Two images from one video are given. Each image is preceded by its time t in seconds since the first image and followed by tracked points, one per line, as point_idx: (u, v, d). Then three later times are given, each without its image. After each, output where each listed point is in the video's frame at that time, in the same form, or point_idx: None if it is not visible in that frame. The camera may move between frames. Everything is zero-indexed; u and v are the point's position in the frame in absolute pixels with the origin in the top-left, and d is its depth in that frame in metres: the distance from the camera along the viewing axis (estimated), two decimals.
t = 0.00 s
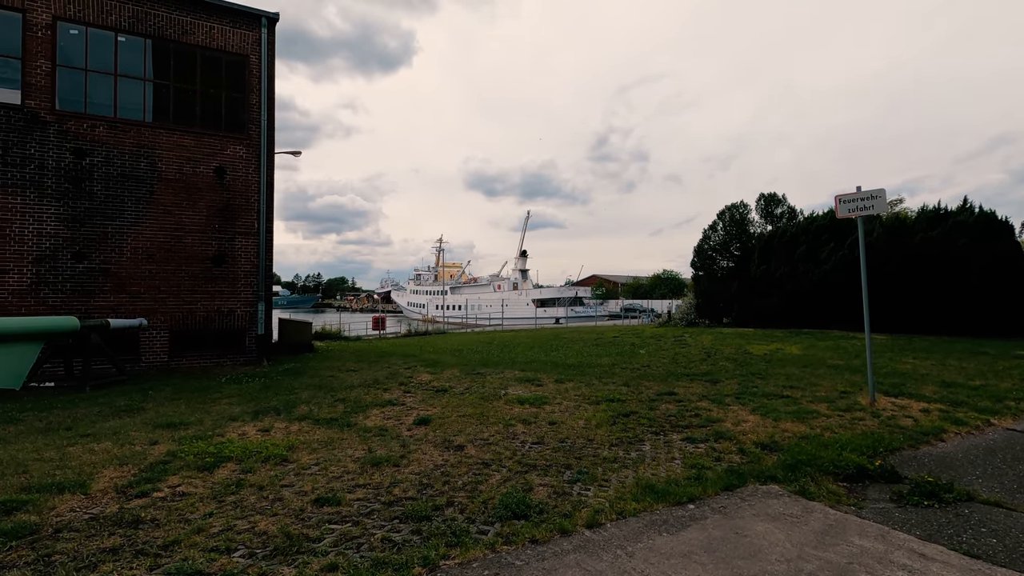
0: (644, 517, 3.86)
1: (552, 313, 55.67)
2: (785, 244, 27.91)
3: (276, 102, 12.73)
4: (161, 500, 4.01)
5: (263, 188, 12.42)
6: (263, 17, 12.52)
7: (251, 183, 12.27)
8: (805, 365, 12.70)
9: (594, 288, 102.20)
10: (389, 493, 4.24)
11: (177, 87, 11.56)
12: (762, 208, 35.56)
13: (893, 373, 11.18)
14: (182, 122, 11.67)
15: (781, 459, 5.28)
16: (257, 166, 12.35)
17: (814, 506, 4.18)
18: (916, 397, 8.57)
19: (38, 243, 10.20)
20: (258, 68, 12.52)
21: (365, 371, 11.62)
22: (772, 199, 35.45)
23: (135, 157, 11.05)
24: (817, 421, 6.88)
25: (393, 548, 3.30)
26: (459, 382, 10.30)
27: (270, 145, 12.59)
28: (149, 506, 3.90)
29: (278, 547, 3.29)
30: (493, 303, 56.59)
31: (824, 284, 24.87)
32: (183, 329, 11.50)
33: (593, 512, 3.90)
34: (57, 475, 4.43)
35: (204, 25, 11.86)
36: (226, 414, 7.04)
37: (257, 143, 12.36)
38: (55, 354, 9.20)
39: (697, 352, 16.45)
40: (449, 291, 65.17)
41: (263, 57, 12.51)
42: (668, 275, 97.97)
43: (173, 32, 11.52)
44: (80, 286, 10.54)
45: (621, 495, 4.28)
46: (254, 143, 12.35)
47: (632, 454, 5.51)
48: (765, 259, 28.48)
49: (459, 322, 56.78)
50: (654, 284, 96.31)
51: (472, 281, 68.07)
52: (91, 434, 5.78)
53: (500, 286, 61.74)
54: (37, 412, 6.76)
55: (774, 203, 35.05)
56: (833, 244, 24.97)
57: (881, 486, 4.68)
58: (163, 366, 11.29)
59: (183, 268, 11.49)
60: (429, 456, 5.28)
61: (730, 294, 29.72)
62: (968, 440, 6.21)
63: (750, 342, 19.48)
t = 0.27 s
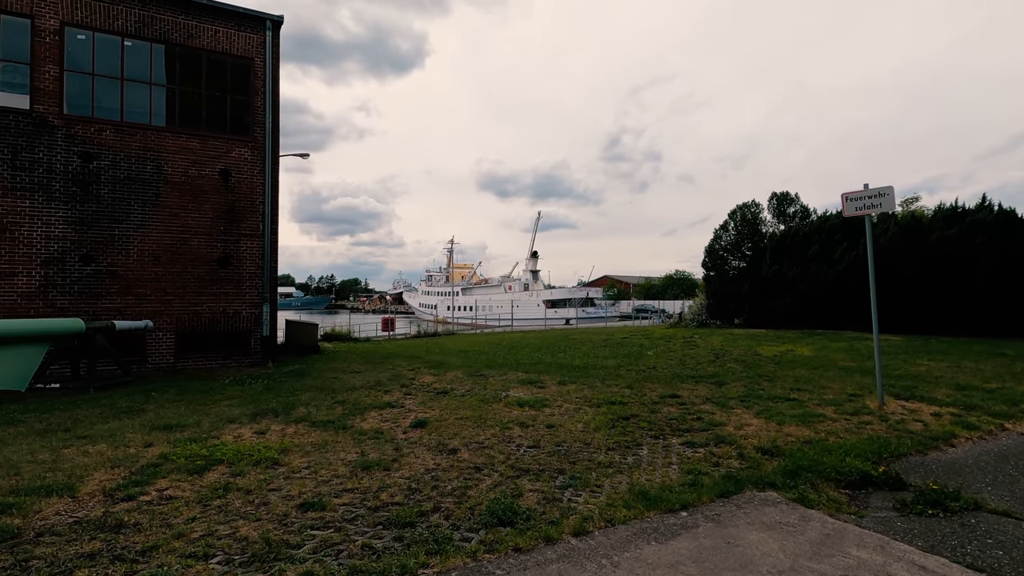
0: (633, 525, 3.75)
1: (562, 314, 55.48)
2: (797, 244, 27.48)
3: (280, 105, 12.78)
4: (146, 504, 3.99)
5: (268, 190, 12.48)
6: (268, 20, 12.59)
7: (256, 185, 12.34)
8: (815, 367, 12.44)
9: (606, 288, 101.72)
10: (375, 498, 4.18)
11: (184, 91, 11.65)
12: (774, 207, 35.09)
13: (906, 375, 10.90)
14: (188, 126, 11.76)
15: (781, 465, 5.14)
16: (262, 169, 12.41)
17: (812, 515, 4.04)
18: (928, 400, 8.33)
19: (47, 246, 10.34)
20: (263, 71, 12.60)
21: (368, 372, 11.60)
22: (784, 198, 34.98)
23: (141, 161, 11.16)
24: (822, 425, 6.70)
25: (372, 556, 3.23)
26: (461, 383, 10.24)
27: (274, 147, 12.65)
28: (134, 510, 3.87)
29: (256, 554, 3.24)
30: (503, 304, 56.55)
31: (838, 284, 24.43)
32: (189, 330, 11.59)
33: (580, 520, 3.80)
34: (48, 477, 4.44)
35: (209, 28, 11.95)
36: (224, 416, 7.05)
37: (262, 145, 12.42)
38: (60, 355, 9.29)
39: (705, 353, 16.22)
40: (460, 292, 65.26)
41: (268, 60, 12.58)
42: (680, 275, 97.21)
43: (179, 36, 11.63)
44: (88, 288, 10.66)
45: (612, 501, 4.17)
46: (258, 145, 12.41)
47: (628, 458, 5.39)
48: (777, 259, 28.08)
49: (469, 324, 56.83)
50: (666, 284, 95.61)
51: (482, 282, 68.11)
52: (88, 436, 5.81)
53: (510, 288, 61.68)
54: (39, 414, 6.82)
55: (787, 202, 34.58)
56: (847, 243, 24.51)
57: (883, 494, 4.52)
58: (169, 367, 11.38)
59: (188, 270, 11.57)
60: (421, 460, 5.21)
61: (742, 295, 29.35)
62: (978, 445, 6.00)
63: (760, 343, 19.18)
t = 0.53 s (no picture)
0: (623, 531, 3.63)
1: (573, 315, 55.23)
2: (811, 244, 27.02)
3: (287, 106, 12.85)
4: (132, 504, 3.96)
5: (274, 191, 12.53)
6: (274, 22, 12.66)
7: (262, 186, 12.39)
8: (827, 369, 12.16)
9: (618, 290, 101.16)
10: (361, 500, 4.11)
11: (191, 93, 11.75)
12: (788, 207, 34.58)
13: (922, 378, 10.59)
14: (195, 127, 11.86)
15: (784, 470, 4.97)
16: (268, 169, 12.47)
17: (813, 521, 3.88)
18: (943, 403, 8.06)
19: (56, 247, 10.47)
20: (269, 72, 12.67)
21: (371, 373, 11.57)
22: (798, 198, 34.46)
23: (149, 162, 11.27)
24: (829, 429, 6.51)
25: (352, 560, 3.15)
26: (464, 385, 10.17)
27: (280, 148, 12.71)
28: (119, 510, 3.84)
29: (233, 556, 3.17)
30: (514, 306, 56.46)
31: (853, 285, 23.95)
32: (195, 331, 11.66)
33: (569, 524, 3.70)
34: (39, 477, 4.44)
35: (215, 30, 12.04)
36: (223, 415, 7.04)
37: (268, 146, 12.48)
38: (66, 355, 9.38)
39: (715, 355, 15.98)
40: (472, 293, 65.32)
41: (274, 61, 12.65)
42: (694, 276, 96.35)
43: (186, 38, 11.73)
44: (96, 288, 10.77)
45: (604, 506, 4.05)
46: (264, 146, 12.47)
47: (625, 461, 5.26)
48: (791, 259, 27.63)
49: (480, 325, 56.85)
50: (679, 285, 94.80)
51: (494, 283, 68.10)
52: (85, 435, 5.83)
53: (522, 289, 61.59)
54: (41, 413, 6.88)
55: (800, 201, 34.06)
56: (862, 243, 24.02)
57: (888, 501, 4.35)
58: (175, 367, 11.46)
59: (195, 270, 11.65)
60: (414, 461, 5.14)
61: (755, 296, 28.94)
62: (994, 451, 5.76)
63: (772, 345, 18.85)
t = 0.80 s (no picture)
0: (608, 541, 3.51)
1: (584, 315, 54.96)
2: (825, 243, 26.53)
3: (291, 106, 12.85)
4: (113, 506, 3.92)
5: (278, 191, 12.55)
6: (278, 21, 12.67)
7: (266, 186, 12.41)
8: (837, 371, 11.88)
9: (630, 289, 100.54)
10: (344, 505, 4.03)
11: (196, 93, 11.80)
12: (802, 206, 34.03)
13: (935, 381, 10.29)
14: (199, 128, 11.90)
15: (783, 477, 4.80)
16: (272, 169, 12.49)
17: (810, 532, 3.72)
18: (956, 408, 7.80)
19: (62, 247, 10.57)
20: (273, 72, 12.68)
21: (373, 373, 11.53)
22: (812, 196, 33.89)
23: (154, 162, 11.33)
24: (834, 434, 6.31)
25: (325, 569, 3.06)
26: (465, 385, 10.08)
27: (284, 148, 12.72)
28: (98, 513, 3.80)
29: (205, 563, 3.10)
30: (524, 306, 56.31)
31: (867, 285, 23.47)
32: (199, 330, 11.72)
33: (552, 533, 3.57)
34: (26, 477, 4.43)
35: (220, 31, 12.08)
36: (219, 416, 7.02)
37: (272, 146, 12.49)
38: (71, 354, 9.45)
39: (723, 356, 15.72)
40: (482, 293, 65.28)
41: (278, 61, 12.66)
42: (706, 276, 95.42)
43: (190, 39, 11.78)
44: (101, 287, 10.86)
45: (592, 514, 3.92)
46: (269, 146, 12.49)
47: (620, 466, 5.13)
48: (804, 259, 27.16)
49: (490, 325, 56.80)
50: (691, 285, 93.99)
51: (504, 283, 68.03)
52: (79, 435, 5.83)
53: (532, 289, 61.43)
54: (40, 412, 6.91)
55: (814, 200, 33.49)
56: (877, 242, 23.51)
57: (891, 511, 4.16)
58: (180, 366, 11.52)
59: (199, 270, 11.70)
60: (403, 464, 5.05)
61: (767, 296, 28.50)
62: (1006, 458, 5.53)
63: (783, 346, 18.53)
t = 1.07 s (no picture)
0: (588, 547, 3.42)
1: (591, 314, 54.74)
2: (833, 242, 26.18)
3: (290, 105, 12.85)
4: (91, 508, 3.90)
5: (277, 190, 12.55)
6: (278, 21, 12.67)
7: (266, 185, 12.42)
8: (842, 371, 11.68)
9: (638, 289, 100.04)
10: (323, 507, 3.97)
11: (196, 93, 11.82)
12: (810, 204, 33.62)
13: (942, 381, 10.07)
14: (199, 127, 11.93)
15: (776, 480, 4.68)
16: (271, 168, 12.49)
17: (798, 539, 3.61)
18: (961, 409, 7.61)
19: (63, 246, 10.63)
20: (273, 72, 12.68)
21: (372, 373, 11.50)
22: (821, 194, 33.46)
23: (154, 162, 11.37)
24: (833, 436, 6.18)
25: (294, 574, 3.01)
26: (462, 385, 10.01)
27: (284, 147, 12.72)
28: (76, 514, 3.78)
29: (174, 567, 3.05)
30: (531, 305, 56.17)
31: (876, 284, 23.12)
32: (200, 329, 11.75)
33: (531, 538, 3.49)
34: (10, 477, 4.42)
35: (220, 30, 12.10)
36: (212, 415, 7.01)
37: (272, 145, 12.50)
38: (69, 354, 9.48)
39: (727, 356, 15.54)
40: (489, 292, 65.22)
41: (278, 60, 12.66)
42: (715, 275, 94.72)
43: (190, 39, 11.81)
44: (102, 287, 10.91)
45: (574, 518, 3.84)
46: (268, 145, 12.50)
47: (609, 469, 5.03)
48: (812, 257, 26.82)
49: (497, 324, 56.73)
50: (700, 284, 93.37)
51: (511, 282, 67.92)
52: (69, 435, 5.83)
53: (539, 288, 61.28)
54: (34, 411, 6.93)
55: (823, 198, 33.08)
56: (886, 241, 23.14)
57: (885, 516, 4.04)
58: (180, 365, 11.57)
59: (199, 270, 11.73)
60: (389, 466, 4.99)
61: (774, 295, 28.18)
62: (1009, 462, 5.37)
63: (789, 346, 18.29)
